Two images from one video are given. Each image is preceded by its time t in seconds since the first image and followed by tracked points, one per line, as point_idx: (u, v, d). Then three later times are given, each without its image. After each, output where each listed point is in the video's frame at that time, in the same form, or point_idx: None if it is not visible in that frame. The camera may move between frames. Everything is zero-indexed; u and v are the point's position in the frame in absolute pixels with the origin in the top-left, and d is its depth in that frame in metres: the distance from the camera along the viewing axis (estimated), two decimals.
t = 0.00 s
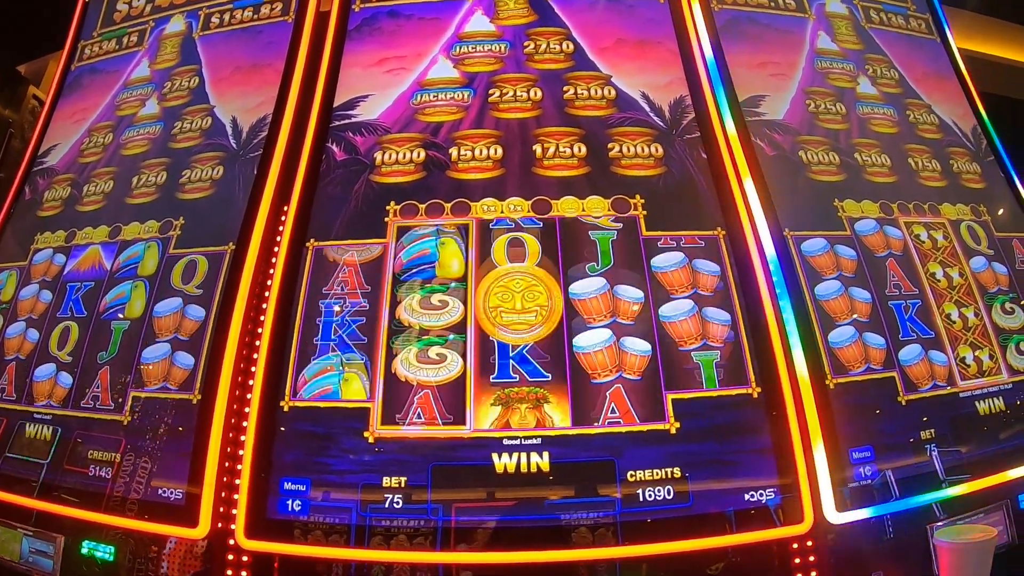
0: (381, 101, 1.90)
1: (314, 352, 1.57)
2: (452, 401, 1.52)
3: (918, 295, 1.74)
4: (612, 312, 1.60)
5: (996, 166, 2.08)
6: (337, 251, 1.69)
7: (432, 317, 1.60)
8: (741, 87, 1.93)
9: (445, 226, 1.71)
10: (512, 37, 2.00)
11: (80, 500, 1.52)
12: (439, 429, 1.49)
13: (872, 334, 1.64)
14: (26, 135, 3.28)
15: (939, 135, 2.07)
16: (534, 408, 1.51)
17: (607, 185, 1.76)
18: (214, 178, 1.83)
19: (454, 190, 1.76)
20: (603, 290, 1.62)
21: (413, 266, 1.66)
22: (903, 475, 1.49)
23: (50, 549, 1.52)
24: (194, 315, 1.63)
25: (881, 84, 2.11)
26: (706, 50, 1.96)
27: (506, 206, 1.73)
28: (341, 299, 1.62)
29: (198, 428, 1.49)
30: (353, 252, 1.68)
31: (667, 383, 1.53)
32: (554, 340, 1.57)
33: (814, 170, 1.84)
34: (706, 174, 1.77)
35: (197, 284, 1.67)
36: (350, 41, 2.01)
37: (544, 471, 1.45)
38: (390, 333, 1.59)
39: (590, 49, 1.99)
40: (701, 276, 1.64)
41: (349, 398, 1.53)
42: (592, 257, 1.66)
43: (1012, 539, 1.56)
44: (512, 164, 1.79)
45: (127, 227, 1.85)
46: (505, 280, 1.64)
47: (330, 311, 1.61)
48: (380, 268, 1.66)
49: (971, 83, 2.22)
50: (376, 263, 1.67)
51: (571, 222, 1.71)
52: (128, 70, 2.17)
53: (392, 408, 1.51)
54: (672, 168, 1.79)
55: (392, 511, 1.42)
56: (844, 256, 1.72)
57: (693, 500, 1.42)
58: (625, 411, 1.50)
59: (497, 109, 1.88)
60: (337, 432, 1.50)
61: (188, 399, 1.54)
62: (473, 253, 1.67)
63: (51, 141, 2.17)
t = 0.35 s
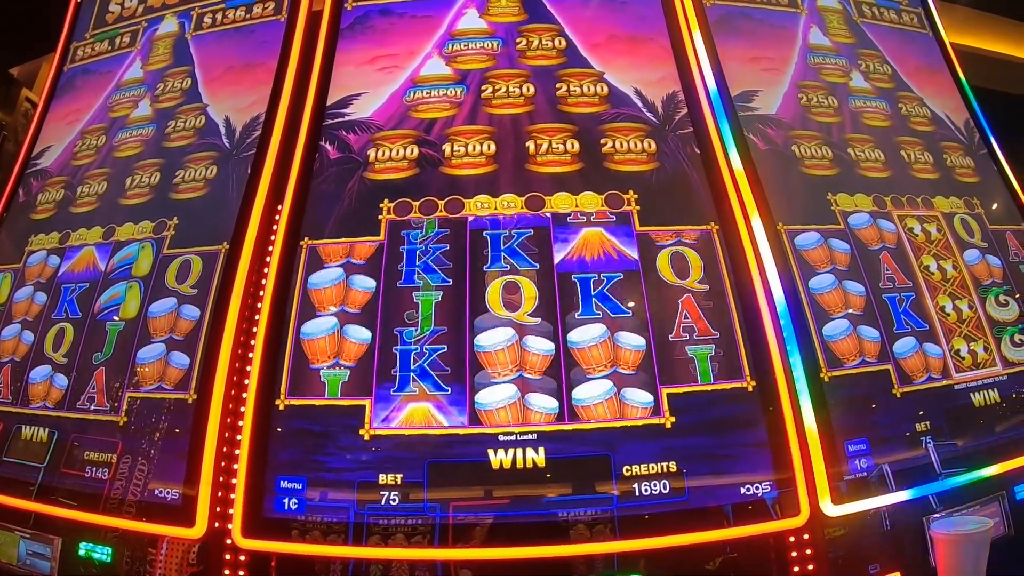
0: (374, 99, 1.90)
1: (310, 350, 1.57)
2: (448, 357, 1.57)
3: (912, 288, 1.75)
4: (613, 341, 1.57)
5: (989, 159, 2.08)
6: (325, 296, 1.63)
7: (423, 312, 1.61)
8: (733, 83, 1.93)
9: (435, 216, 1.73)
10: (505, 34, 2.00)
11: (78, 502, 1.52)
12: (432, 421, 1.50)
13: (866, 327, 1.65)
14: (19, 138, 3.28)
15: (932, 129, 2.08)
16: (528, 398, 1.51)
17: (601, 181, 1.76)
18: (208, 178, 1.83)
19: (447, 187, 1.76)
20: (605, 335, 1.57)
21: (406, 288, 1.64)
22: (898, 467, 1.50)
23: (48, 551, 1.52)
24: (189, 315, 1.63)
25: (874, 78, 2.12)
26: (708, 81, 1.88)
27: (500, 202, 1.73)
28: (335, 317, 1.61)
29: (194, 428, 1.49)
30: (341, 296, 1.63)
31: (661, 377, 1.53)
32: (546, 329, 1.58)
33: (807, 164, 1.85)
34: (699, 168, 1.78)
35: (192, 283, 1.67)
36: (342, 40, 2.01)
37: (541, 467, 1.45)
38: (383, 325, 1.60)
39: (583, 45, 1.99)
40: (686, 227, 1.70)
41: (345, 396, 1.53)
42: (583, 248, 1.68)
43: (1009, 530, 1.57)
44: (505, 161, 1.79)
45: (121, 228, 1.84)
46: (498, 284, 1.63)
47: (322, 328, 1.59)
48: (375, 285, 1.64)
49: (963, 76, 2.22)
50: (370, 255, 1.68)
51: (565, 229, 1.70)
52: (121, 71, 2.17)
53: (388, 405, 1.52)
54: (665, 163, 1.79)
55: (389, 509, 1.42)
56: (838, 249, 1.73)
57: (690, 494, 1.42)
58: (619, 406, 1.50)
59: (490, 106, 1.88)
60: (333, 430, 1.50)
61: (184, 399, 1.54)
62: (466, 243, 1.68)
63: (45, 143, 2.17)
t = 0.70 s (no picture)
0: (369, 99, 1.90)
1: (307, 350, 1.57)
2: (445, 371, 1.54)
3: (908, 285, 1.75)
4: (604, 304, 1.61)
5: (984, 156, 2.09)
6: (324, 272, 1.65)
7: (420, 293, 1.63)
8: (728, 80, 1.93)
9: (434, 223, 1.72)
10: (500, 33, 2.00)
11: (75, 504, 1.52)
12: (432, 399, 1.52)
13: (863, 324, 1.65)
14: (15, 140, 3.27)
15: (927, 126, 2.08)
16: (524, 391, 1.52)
17: (597, 179, 1.76)
18: (204, 177, 1.83)
19: (443, 186, 1.76)
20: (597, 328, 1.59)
21: (406, 255, 1.67)
22: (896, 463, 1.50)
23: (46, 554, 1.51)
24: (186, 314, 1.63)
25: (869, 75, 2.12)
26: (713, 107, 1.83)
27: (496, 202, 1.73)
28: (334, 292, 1.63)
29: (192, 428, 1.49)
30: (340, 273, 1.65)
31: (659, 375, 1.53)
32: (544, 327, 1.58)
33: (804, 161, 1.85)
34: (695, 165, 1.78)
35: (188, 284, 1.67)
36: (338, 40, 2.01)
37: (539, 465, 1.45)
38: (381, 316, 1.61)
39: (578, 43, 1.99)
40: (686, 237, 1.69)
41: (342, 396, 1.53)
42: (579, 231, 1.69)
43: (1007, 525, 1.57)
44: (501, 159, 1.79)
45: (117, 229, 1.84)
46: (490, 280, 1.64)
47: (321, 304, 1.61)
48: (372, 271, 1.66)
49: (959, 73, 2.23)
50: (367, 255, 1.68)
51: (564, 245, 1.68)
52: (116, 72, 2.16)
53: (386, 404, 1.52)
54: (661, 161, 1.79)
55: (388, 509, 1.42)
56: (834, 246, 1.73)
57: (688, 492, 1.42)
58: (617, 404, 1.51)
59: (486, 104, 1.88)
60: (331, 431, 1.50)
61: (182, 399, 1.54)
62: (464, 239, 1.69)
63: (40, 145, 2.16)
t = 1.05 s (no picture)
0: (367, 99, 1.90)
1: (305, 349, 1.56)
2: (444, 343, 1.57)
3: (907, 283, 1.75)
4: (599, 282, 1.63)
5: (982, 154, 2.09)
6: (321, 272, 1.65)
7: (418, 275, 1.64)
8: (726, 79, 1.93)
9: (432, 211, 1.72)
10: (498, 32, 2.00)
11: (74, 505, 1.51)
12: (431, 369, 1.55)
13: (861, 322, 1.65)
14: (13, 140, 3.26)
15: (925, 124, 2.08)
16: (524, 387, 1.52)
17: (595, 178, 1.76)
18: (202, 178, 1.82)
19: (441, 186, 1.75)
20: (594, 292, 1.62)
21: (405, 233, 1.70)
22: (895, 461, 1.50)
23: (45, 555, 1.51)
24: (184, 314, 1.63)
25: (867, 74, 2.12)
26: (721, 136, 1.78)
27: (494, 201, 1.73)
28: (332, 292, 1.63)
29: (190, 429, 1.49)
30: (338, 272, 1.65)
31: (657, 373, 1.53)
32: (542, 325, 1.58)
33: (802, 160, 1.85)
34: (693, 165, 1.78)
35: (186, 284, 1.67)
36: (335, 40, 2.01)
37: (538, 465, 1.45)
38: (380, 309, 1.61)
39: (576, 43, 1.99)
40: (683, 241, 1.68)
41: (340, 396, 1.53)
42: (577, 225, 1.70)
43: (1006, 523, 1.57)
44: (499, 159, 1.79)
45: (116, 229, 1.84)
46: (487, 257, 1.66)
47: (319, 304, 1.61)
48: (369, 271, 1.65)
49: (957, 72, 2.23)
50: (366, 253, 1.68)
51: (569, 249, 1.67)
52: (114, 72, 2.16)
53: (384, 404, 1.51)
54: (660, 160, 1.79)
55: (387, 509, 1.42)
56: (832, 245, 1.73)
57: (687, 491, 1.42)
58: (615, 403, 1.50)
59: (484, 104, 1.88)
60: (329, 431, 1.49)
61: (180, 400, 1.54)
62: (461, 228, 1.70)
63: (38, 145, 2.16)
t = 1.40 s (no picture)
0: (368, 99, 1.90)
1: (307, 351, 1.56)
2: (444, 344, 1.57)
3: (907, 285, 1.75)
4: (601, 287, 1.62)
5: (983, 155, 2.08)
6: (322, 273, 1.65)
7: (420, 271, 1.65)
8: (727, 80, 1.93)
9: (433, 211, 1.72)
10: (499, 33, 2.00)
11: (75, 505, 1.51)
12: (432, 370, 1.55)
13: (862, 324, 1.65)
14: (13, 140, 3.26)
15: (926, 125, 2.08)
16: (525, 385, 1.52)
17: (595, 180, 1.76)
18: (202, 178, 1.82)
19: (442, 187, 1.75)
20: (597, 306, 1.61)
21: (406, 233, 1.69)
22: (896, 463, 1.50)
23: (45, 555, 1.51)
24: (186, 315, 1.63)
25: (868, 75, 2.12)
26: (733, 172, 1.74)
27: (495, 202, 1.73)
28: (333, 292, 1.63)
29: (191, 429, 1.49)
30: (339, 273, 1.65)
31: (658, 375, 1.53)
32: (543, 328, 1.58)
33: (802, 162, 1.85)
34: (695, 166, 1.78)
35: (187, 285, 1.67)
36: (336, 40, 2.01)
37: (538, 466, 1.45)
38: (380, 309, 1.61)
39: (577, 43, 1.99)
40: (695, 282, 1.62)
41: (341, 397, 1.53)
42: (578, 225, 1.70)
43: (1006, 524, 1.57)
44: (500, 160, 1.79)
45: (116, 230, 1.84)
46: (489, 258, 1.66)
47: (320, 306, 1.61)
48: (370, 272, 1.65)
49: (958, 72, 2.22)
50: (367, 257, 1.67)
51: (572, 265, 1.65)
52: (114, 72, 2.16)
53: (385, 405, 1.51)
54: (661, 162, 1.79)
55: (387, 509, 1.42)
56: (833, 246, 1.73)
57: (687, 492, 1.42)
58: (617, 404, 1.50)
59: (485, 105, 1.87)
60: (330, 431, 1.50)
61: (180, 401, 1.54)
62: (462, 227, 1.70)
63: (38, 146, 2.16)
